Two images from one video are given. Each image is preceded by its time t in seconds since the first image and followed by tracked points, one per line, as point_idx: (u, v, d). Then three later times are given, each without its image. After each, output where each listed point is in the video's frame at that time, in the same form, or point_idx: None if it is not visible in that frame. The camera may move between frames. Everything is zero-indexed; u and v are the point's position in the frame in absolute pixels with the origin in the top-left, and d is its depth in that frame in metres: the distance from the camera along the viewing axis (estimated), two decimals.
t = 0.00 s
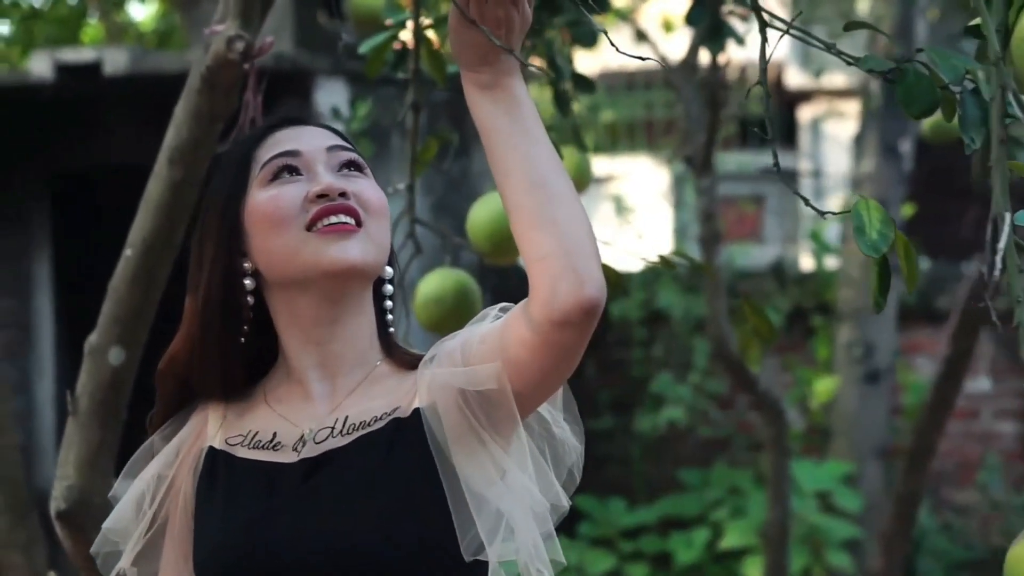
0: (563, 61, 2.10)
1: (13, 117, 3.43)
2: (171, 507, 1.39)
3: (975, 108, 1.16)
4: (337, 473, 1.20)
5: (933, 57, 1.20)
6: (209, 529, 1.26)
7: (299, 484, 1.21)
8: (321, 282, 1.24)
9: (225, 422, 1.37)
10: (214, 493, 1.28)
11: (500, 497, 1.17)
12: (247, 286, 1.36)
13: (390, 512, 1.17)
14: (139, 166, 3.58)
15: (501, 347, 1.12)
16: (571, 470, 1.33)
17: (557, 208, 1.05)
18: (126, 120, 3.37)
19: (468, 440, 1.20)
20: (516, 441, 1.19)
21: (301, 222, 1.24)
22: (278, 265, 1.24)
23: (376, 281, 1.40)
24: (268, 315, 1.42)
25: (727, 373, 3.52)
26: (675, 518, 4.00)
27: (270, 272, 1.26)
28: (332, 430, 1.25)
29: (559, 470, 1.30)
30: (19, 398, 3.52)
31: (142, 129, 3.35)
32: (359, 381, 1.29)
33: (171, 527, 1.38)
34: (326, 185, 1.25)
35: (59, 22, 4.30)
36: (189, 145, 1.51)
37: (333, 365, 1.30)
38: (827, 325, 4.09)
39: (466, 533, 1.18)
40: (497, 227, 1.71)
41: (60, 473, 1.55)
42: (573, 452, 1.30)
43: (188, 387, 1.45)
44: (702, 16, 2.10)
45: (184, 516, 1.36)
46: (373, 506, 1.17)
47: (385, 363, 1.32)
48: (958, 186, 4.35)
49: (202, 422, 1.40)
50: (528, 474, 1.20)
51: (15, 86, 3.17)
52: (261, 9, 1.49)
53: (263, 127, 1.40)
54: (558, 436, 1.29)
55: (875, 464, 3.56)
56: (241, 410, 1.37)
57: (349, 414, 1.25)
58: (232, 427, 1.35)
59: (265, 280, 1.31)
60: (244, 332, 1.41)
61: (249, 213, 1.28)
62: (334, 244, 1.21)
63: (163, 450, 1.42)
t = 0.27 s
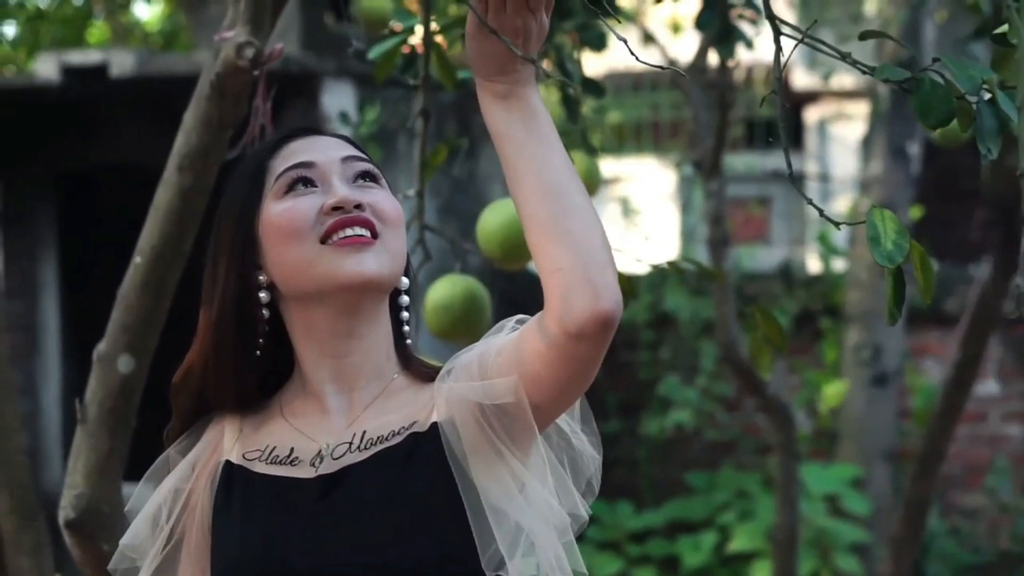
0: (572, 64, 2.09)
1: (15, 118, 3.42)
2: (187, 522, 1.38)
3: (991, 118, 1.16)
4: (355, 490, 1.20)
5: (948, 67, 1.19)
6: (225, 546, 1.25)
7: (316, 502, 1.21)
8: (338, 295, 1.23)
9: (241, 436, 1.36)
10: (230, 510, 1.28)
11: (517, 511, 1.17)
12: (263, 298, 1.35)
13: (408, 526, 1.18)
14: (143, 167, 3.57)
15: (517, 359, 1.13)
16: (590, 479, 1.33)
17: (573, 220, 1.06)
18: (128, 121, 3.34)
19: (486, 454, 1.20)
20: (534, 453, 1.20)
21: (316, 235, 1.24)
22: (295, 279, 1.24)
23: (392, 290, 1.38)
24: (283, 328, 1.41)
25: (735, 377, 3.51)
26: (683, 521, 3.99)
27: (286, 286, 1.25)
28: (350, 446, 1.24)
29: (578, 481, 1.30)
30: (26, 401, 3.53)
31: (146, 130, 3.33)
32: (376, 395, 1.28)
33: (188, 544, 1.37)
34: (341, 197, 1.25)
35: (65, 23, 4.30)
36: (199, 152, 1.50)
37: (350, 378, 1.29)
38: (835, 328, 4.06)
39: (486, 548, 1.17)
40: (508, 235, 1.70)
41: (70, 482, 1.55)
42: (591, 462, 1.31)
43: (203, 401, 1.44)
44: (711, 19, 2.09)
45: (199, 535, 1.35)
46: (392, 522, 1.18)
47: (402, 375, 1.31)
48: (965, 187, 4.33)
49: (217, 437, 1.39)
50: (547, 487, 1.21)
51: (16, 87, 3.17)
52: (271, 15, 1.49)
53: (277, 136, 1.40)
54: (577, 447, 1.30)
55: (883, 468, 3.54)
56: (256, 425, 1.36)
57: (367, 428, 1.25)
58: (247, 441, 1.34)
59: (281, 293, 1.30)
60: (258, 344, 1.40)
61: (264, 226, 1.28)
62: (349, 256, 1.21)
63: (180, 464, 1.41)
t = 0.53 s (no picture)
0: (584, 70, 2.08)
1: (24, 125, 3.42)
2: (209, 538, 1.37)
3: (1008, 133, 1.14)
4: (376, 506, 1.20)
5: (966, 81, 1.17)
6: (247, 562, 1.25)
7: (339, 519, 1.21)
8: (360, 312, 1.23)
9: (263, 451, 1.36)
10: (251, 525, 1.27)
11: (539, 527, 1.16)
12: (283, 314, 1.35)
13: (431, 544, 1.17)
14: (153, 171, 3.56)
15: (542, 375, 1.13)
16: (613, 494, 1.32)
17: (597, 236, 1.08)
18: (138, 124, 3.33)
19: (510, 470, 1.19)
20: (558, 469, 1.20)
21: (337, 252, 1.23)
22: (316, 296, 1.23)
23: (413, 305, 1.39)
24: (304, 344, 1.41)
25: (744, 382, 3.49)
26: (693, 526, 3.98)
27: (307, 303, 1.25)
28: (372, 461, 1.23)
29: (602, 496, 1.30)
30: (34, 405, 3.50)
31: (155, 134, 3.32)
32: (399, 411, 1.28)
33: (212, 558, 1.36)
34: (362, 213, 1.24)
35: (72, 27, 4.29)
36: (212, 162, 1.50)
37: (372, 394, 1.28)
38: (845, 332, 4.04)
39: (508, 564, 1.18)
40: (522, 244, 1.69)
41: (83, 493, 1.54)
42: (616, 476, 1.30)
43: (224, 416, 1.44)
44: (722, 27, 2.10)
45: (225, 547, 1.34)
46: (414, 537, 1.17)
47: (424, 391, 1.31)
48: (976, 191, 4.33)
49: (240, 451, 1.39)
50: (571, 505, 1.20)
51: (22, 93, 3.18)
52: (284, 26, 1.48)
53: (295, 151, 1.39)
54: (601, 462, 1.30)
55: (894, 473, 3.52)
56: (278, 440, 1.36)
57: (388, 444, 1.24)
58: (270, 457, 1.34)
59: (302, 310, 1.30)
60: (280, 361, 1.40)
61: (284, 244, 1.27)
62: (370, 273, 1.21)
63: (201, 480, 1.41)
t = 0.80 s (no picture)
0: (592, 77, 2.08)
1: (30, 131, 3.44)
2: (226, 554, 1.37)
3: None
4: (394, 521, 1.19)
5: (982, 95, 1.16)
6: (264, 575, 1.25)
7: (356, 533, 1.20)
8: (375, 327, 1.23)
9: (280, 466, 1.36)
10: (269, 540, 1.27)
11: (557, 543, 1.16)
12: (299, 330, 1.35)
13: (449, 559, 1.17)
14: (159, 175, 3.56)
15: (558, 392, 1.13)
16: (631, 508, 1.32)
17: (613, 254, 1.08)
18: (145, 128, 3.33)
19: (526, 486, 1.19)
20: (576, 486, 1.19)
21: (352, 268, 1.24)
22: (331, 312, 1.24)
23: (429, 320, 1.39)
24: (320, 360, 1.41)
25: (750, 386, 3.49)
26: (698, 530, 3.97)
27: (322, 318, 1.25)
28: (389, 477, 1.23)
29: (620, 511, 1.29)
30: (39, 409, 3.51)
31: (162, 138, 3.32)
32: (415, 426, 1.28)
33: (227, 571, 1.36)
34: (377, 228, 1.24)
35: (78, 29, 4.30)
36: (221, 171, 1.49)
37: (388, 410, 1.28)
38: (850, 336, 4.03)
39: None
40: (531, 254, 1.69)
41: (92, 502, 1.54)
42: (633, 492, 1.29)
43: (241, 431, 1.44)
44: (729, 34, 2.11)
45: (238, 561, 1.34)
46: (431, 552, 1.17)
47: (441, 405, 1.31)
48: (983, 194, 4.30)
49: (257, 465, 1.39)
50: (588, 521, 1.20)
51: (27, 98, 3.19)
52: (294, 35, 1.48)
53: (310, 167, 1.40)
54: (619, 477, 1.29)
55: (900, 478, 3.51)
56: (295, 456, 1.36)
57: (405, 459, 1.24)
58: (287, 472, 1.34)
59: (318, 326, 1.30)
60: (296, 375, 1.40)
61: (299, 259, 1.28)
62: (386, 289, 1.21)
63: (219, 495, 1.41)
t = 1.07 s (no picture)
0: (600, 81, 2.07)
1: (34, 133, 3.41)
2: (238, 564, 1.37)
3: None
4: (405, 532, 1.19)
5: (997, 103, 1.15)
6: None
7: (367, 545, 1.20)
8: (386, 338, 1.23)
9: (291, 477, 1.36)
10: (279, 551, 1.27)
11: (570, 555, 1.16)
12: (310, 341, 1.35)
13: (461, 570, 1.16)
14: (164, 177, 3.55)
15: (570, 403, 1.13)
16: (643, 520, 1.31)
17: (626, 265, 1.07)
18: (151, 131, 3.33)
19: (538, 497, 1.18)
20: (588, 499, 1.18)
21: (362, 279, 1.24)
22: (342, 323, 1.24)
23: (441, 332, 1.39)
24: (331, 371, 1.41)
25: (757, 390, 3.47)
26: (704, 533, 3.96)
27: (332, 330, 1.25)
28: (400, 488, 1.23)
29: (632, 522, 1.29)
30: (44, 412, 3.50)
31: (168, 141, 3.32)
32: (427, 437, 1.28)
33: None
34: (387, 239, 1.24)
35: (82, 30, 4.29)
36: (230, 178, 1.49)
37: (399, 421, 1.28)
38: (856, 339, 4.02)
39: None
40: (542, 260, 1.69)
41: (100, 510, 1.54)
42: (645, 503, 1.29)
43: (251, 441, 1.44)
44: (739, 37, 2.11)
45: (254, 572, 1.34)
46: (443, 562, 1.16)
47: (453, 416, 1.31)
48: (989, 197, 4.31)
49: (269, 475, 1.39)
50: (600, 533, 1.19)
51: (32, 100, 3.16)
52: (303, 41, 1.47)
53: (320, 178, 1.40)
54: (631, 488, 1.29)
55: (907, 482, 3.50)
56: (306, 467, 1.36)
57: (417, 470, 1.24)
58: (298, 483, 1.34)
59: (329, 337, 1.30)
60: (307, 386, 1.40)
61: (310, 271, 1.28)
62: (397, 300, 1.21)
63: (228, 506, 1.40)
